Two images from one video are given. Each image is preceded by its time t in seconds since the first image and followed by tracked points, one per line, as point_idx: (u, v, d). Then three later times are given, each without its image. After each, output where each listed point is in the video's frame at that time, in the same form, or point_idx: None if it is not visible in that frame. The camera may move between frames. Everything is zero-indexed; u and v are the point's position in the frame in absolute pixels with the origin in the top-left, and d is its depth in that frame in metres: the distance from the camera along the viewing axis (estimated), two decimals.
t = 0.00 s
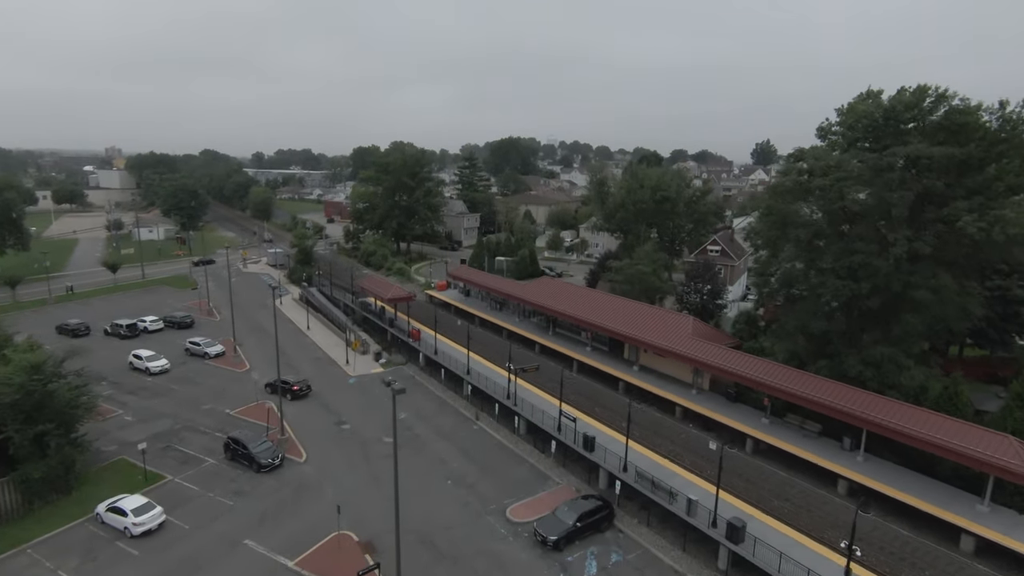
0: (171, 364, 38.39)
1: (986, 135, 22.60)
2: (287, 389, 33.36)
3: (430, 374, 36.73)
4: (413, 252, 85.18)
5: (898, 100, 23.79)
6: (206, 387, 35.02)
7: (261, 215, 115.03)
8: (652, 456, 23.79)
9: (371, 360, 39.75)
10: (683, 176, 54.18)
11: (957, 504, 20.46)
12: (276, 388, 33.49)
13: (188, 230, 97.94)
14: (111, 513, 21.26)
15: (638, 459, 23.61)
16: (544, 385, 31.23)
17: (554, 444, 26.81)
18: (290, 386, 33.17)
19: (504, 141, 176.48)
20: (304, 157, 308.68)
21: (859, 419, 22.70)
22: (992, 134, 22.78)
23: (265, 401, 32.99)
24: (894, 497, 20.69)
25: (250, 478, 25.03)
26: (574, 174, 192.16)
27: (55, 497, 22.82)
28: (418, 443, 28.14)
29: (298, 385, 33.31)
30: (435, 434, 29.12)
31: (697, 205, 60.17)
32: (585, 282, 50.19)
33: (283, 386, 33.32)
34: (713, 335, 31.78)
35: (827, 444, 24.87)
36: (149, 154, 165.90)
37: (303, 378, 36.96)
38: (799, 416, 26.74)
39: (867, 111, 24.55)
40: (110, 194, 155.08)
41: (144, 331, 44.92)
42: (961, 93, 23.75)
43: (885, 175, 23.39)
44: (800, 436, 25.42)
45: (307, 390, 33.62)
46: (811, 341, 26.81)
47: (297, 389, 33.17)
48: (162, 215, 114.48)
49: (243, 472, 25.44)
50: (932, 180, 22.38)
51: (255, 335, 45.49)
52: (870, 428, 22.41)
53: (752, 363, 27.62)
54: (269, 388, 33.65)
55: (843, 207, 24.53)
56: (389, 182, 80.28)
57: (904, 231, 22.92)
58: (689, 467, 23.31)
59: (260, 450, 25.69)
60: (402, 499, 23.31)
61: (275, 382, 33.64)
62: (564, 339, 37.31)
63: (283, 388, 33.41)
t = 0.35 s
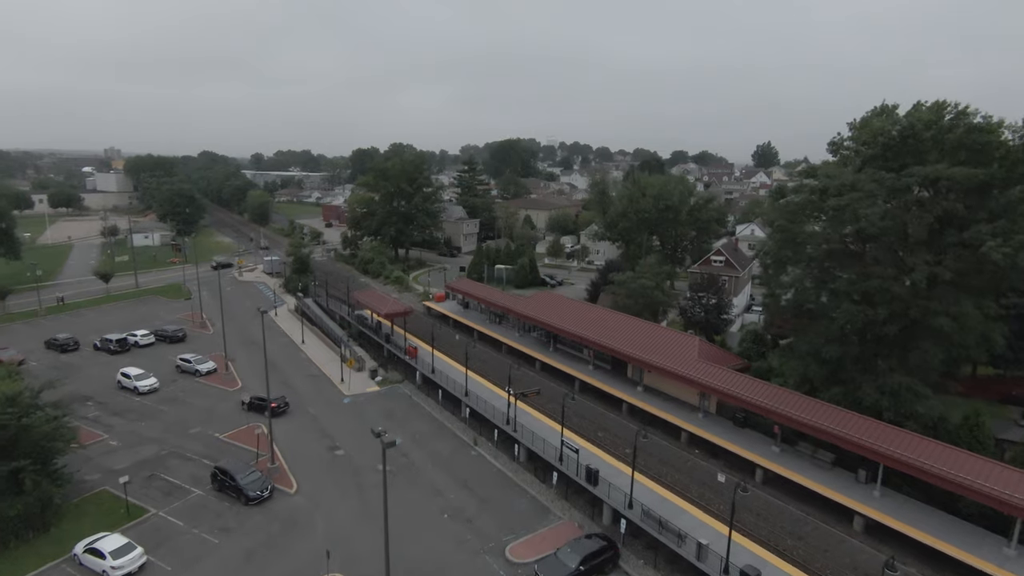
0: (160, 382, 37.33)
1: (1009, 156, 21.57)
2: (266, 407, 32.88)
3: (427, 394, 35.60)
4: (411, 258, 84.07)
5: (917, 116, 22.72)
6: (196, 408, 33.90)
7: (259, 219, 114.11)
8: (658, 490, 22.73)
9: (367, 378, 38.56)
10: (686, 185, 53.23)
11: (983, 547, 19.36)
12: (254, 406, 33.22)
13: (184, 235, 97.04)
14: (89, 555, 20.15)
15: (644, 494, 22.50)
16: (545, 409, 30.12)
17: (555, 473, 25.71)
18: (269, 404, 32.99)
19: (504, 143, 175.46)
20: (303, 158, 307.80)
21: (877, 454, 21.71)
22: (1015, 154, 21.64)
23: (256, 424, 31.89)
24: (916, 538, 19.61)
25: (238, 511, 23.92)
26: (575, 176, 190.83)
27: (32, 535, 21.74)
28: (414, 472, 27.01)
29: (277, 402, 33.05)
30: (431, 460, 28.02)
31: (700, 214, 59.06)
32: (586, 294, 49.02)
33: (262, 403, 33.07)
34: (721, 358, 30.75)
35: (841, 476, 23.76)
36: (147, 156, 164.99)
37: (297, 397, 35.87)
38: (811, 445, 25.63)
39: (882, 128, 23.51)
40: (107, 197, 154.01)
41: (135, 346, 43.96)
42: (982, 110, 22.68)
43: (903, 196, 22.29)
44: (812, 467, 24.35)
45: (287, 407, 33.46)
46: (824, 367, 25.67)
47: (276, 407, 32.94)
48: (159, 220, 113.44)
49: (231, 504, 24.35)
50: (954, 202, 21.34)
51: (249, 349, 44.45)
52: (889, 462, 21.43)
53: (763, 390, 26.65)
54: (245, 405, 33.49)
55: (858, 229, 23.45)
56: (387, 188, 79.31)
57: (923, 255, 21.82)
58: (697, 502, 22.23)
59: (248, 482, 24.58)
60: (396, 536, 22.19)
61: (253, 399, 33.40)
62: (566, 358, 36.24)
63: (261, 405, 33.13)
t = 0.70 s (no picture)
0: (139, 403, 35.89)
1: None
2: (233, 426, 31.90)
3: (417, 414, 34.31)
4: (402, 265, 82.69)
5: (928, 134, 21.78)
6: (174, 432, 32.41)
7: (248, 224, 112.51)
8: (659, 527, 21.59)
9: (354, 397, 37.17)
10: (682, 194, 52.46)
11: None
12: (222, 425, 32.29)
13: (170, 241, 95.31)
14: None
15: (644, 530, 21.37)
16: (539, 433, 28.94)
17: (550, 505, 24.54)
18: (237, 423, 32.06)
19: (497, 144, 174.35)
20: (294, 159, 305.30)
21: (888, 489, 20.75)
22: None
23: (237, 449, 30.50)
24: None
25: (215, 549, 22.58)
26: (567, 178, 189.59)
27: None
28: (402, 503, 25.71)
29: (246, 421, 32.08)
30: (421, 490, 26.75)
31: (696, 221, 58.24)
32: (581, 306, 47.83)
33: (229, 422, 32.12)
34: (721, 379, 29.71)
35: (850, 508, 22.71)
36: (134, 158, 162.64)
37: (281, 418, 34.50)
38: (817, 474, 24.57)
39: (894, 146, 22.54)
40: (92, 200, 151.44)
41: (114, 362, 42.43)
42: (995, 127, 21.78)
43: (915, 217, 21.32)
44: (819, 498, 23.29)
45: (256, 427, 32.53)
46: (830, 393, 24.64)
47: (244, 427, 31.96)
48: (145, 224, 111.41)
49: (207, 542, 22.99)
50: (968, 224, 20.37)
51: (232, 365, 43.01)
52: (900, 498, 20.48)
53: (766, 416, 25.64)
54: (212, 424, 32.60)
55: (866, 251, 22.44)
56: (377, 194, 78.00)
57: (936, 279, 20.87)
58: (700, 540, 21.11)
59: (226, 518, 23.21)
60: None
61: (220, 418, 32.48)
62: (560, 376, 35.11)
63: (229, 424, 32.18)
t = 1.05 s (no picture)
0: (101, 428, 33.90)
1: None
2: (189, 449, 30.58)
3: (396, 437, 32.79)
4: (383, 272, 80.87)
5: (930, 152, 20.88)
6: (138, 462, 30.49)
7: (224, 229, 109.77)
8: (653, 566, 20.37)
9: (331, 418, 35.50)
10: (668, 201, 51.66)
11: None
12: (177, 449, 30.87)
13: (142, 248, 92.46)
14: None
15: (637, 571, 20.14)
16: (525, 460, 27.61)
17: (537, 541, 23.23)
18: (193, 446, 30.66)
19: (480, 146, 172.86)
20: (274, 161, 300.66)
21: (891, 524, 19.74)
22: None
23: (205, 480, 28.73)
24: None
25: None
26: (551, 180, 188.42)
27: None
28: (380, 539, 24.18)
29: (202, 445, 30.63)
30: (401, 523, 25.26)
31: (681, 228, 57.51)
32: (566, 318, 46.68)
33: (184, 446, 30.69)
34: (713, 401, 28.65)
35: (851, 540, 21.70)
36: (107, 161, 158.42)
37: (253, 443, 32.76)
38: (815, 504, 23.55)
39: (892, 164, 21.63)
40: (62, 204, 146.97)
41: (77, 383, 40.28)
42: (998, 145, 20.94)
43: (917, 238, 20.39)
44: (818, 530, 22.27)
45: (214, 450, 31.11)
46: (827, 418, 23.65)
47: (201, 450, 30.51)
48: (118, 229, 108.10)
49: None
50: (973, 247, 19.45)
51: (203, 383, 41.05)
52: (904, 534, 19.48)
53: (761, 442, 24.59)
54: (166, 449, 31.22)
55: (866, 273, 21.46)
56: (356, 199, 76.19)
57: (939, 304, 19.95)
58: None
59: (190, 562, 21.50)
60: None
61: (174, 442, 31.09)
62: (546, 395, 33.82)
63: (184, 448, 30.75)
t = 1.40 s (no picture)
0: (63, 457, 31.93)
1: None
2: (145, 476, 28.99)
3: (377, 464, 31.15)
4: (367, 279, 79.05)
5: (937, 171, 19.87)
6: (99, 495, 28.60)
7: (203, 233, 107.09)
8: None
9: (309, 442, 33.82)
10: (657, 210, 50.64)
11: None
12: (132, 477, 29.21)
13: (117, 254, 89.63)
14: None
15: None
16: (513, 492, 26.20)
17: None
18: (149, 474, 29.01)
19: (466, 148, 171.03)
20: (256, 161, 296.30)
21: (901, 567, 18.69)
22: None
23: (171, 514, 26.97)
24: None
25: None
26: (537, 182, 187.07)
27: None
28: None
29: (159, 473, 28.94)
30: (381, 562, 23.74)
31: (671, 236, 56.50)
32: (555, 332, 45.40)
33: (140, 474, 29.02)
34: (709, 427, 27.50)
35: None
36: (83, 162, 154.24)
37: (226, 471, 31.01)
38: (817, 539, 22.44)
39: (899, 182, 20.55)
40: (36, 207, 142.78)
41: (39, 405, 38.15)
42: (1007, 164, 19.98)
43: (925, 263, 19.33)
44: (821, 569, 21.16)
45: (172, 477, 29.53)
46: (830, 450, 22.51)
47: (157, 479, 28.82)
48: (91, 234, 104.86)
49: None
50: (985, 273, 18.42)
51: (175, 404, 39.09)
52: None
53: (761, 474, 23.42)
54: (122, 474, 29.65)
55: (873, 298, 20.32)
56: (339, 205, 74.34)
57: (949, 332, 18.92)
58: None
59: None
60: None
61: (130, 468, 29.44)
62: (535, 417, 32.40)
63: (139, 476, 29.06)
